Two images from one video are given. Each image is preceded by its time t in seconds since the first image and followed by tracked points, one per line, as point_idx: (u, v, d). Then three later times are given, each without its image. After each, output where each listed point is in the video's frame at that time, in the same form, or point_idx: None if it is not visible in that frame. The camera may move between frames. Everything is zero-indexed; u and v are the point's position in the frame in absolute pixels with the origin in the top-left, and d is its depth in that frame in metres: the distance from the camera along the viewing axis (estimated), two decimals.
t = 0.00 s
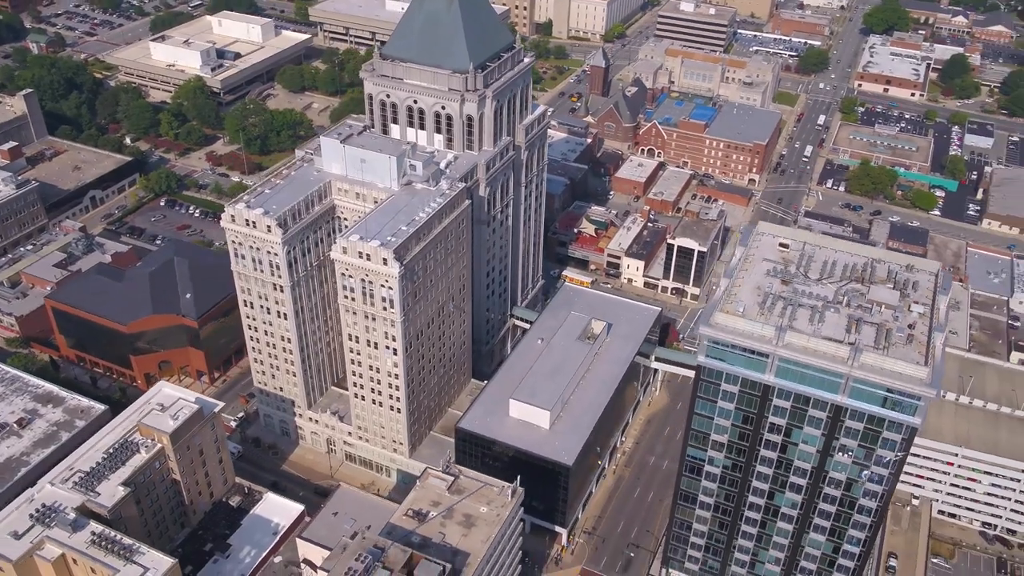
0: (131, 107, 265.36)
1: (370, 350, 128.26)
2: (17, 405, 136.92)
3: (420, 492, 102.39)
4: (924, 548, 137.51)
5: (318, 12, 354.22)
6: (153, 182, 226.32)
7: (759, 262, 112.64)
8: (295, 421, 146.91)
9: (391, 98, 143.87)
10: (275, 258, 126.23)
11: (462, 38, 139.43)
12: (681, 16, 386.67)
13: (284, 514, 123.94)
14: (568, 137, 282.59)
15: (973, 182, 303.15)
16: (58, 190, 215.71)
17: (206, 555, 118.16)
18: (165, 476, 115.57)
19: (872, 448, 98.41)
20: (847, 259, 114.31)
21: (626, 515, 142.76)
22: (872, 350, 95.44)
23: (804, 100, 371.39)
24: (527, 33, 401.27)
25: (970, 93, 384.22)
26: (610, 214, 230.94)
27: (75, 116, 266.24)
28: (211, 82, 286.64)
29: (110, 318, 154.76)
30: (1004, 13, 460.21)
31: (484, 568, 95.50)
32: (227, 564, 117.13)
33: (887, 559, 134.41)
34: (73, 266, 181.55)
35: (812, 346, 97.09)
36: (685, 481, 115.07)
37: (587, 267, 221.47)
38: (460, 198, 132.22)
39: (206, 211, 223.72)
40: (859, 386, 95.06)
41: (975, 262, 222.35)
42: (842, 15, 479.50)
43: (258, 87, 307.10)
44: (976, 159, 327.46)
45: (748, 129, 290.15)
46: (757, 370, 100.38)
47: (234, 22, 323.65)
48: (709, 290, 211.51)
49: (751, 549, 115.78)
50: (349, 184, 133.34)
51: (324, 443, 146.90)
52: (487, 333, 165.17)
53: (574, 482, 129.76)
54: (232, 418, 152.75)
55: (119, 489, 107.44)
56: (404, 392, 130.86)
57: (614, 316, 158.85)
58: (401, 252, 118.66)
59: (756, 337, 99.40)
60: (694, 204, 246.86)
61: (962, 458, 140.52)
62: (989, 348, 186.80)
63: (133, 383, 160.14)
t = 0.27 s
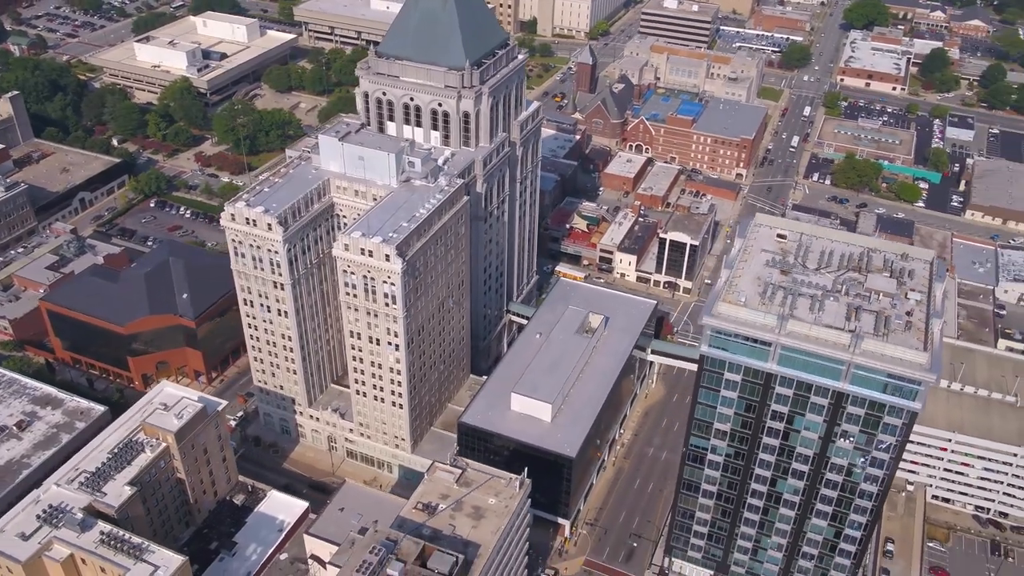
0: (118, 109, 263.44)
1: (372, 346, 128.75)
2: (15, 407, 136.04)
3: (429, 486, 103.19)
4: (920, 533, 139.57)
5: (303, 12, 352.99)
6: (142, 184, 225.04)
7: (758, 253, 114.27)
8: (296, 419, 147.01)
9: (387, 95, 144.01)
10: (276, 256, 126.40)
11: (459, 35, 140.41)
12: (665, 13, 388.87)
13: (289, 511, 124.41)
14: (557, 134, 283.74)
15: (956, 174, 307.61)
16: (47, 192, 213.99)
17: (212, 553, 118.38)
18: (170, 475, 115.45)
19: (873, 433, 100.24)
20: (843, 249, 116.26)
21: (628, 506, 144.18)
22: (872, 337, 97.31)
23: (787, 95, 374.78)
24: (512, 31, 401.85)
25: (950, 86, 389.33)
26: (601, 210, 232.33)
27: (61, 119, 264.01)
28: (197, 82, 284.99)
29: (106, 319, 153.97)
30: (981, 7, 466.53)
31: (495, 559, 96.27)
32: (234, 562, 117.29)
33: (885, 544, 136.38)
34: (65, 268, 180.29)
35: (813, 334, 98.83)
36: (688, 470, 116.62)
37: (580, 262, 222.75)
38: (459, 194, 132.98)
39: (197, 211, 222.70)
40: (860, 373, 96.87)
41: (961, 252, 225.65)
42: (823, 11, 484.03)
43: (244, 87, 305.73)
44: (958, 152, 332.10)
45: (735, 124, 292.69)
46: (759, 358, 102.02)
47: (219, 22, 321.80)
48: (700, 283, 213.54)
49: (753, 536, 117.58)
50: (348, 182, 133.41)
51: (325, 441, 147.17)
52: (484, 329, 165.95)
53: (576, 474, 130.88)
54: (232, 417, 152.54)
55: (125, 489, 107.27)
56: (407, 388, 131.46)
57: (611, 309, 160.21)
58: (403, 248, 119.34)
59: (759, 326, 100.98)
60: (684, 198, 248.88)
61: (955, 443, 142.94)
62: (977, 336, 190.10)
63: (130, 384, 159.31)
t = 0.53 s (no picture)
0: (105, 110, 261.70)
1: (373, 343, 129.21)
2: (14, 410, 135.33)
3: (436, 479, 103.94)
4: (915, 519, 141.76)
5: (289, 12, 351.60)
6: (133, 185, 223.83)
7: (756, 245, 115.72)
8: (296, 418, 147.17)
9: (384, 93, 144.24)
10: (276, 255, 126.58)
11: (455, 35, 141.31)
12: (650, 10, 390.81)
13: (292, 508, 124.60)
14: (547, 131, 284.84)
15: (940, 167, 311.57)
16: (37, 195, 212.46)
17: (218, 552, 118.56)
18: (175, 474, 115.42)
19: (874, 420, 101.92)
20: (839, 240, 118.00)
21: (628, 498, 145.44)
22: (872, 326, 99.00)
23: (773, 91, 377.80)
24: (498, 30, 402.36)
25: (932, 81, 393.91)
26: (593, 206, 233.63)
27: (48, 121, 261.93)
28: (185, 83, 283.39)
29: (103, 320, 153.35)
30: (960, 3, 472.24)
31: (504, 551, 97.05)
32: (239, 560, 117.47)
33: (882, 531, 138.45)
34: (58, 270, 179.23)
35: (814, 323, 100.41)
36: (690, 460, 117.99)
37: (573, 258, 223.91)
38: (457, 190, 133.65)
39: (189, 212, 221.77)
40: (861, 361, 98.52)
41: (947, 243, 228.46)
42: (805, 8, 488.15)
43: (232, 87, 304.39)
44: (941, 145, 336.25)
45: (722, 119, 294.97)
46: (761, 348, 103.50)
47: (205, 23, 320.00)
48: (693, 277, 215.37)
49: (755, 524, 119.18)
50: (346, 179, 133.54)
51: (326, 439, 147.44)
52: (482, 325, 166.72)
53: (578, 467, 131.92)
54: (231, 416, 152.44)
55: (131, 488, 107.25)
56: (408, 384, 132.02)
57: (607, 304, 161.43)
58: (405, 245, 119.92)
59: (761, 316, 102.41)
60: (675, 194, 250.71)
61: (949, 430, 145.05)
62: (966, 325, 193.08)
63: (127, 385, 158.73)
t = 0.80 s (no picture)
0: (91, 112, 259.71)
1: (374, 339, 129.66)
2: (12, 412, 134.51)
3: (444, 472, 104.72)
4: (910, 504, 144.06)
5: (273, 12, 349.76)
6: (122, 186, 222.39)
7: (754, 236, 117.36)
8: (296, 415, 147.33)
9: (380, 91, 144.64)
10: (277, 252, 126.75)
11: (450, 31, 141.35)
12: (634, 7, 392.69)
13: (296, 505, 125.14)
14: (535, 128, 285.80)
15: (923, 159, 315.76)
16: (25, 197, 210.67)
17: (223, 550, 118.77)
18: (180, 473, 115.42)
19: (873, 405, 103.81)
20: (835, 230, 119.87)
21: (628, 489, 146.82)
22: (871, 313, 100.89)
23: (757, 86, 380.91)
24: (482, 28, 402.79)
25: (913, 75, 398.78)
26: (584, 201, 235.02)
27: (33, 123, 259.55)
28: (171, 84, 281.48)
29: (99, 321, 152.58)
30: None
31: (514, 541, 98.01)
32: (245, 557, 117.86)
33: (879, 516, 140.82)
34: (50, 272, 177.96)
35: (814, 312, 102.20)
36: (692, 449, 119.56)
37: (565, 253, 225.08)
38: (456, 186, 134.38)
39: (179, 213, 220.64)
40: (861, 347, 100.36)
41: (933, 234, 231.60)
42: (786, 4, 492.40)
43: (218, 87, 302.83)
44: (923, 138, 340.74)
45: (709, 115, 297.29)
46: (762, 337, 105.10)
47: (189, 23, 317.76)
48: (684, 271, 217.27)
49: (756, 511, 120.93)
50: (345, 177, 133.96)
51: (326, 436, 147.69)
52: (478, 320, 167.51)
53: (580, 458, 133.12)
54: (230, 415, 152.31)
55: (137, 487, 107.22)
56: (410, 379, 132.61)
57: (603, 297, 162.75)
58: (406, 240, 120.52)
59: (761, 305, 104.01)
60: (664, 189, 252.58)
61: (942, 416, 147.39)
62: (954, 313, 196.18)
63: (123, 386, 158.07)
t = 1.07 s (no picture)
0: (77, 114, 257.56)
1: (376, 335, 130.16)
2: (11, 415, 133.66)
3: (451, 465, 105.52)
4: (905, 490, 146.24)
5: (258, 12, 347.45)
6: (111, 188, 220.84)
7: (752, 227, 119.06)
8: (296, 413, 147.45)
9: (375, 88, 145.16)
10: (276, 250, 126.89)
11: (446, 27, 142.03)
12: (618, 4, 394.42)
13: (300, 502, 125.43)
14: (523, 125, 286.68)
15: (906, 152, 319.85)
16: (14, 200, 208.91)
17: (229, 548, 118.84)
18: (184, 472, 115.42)
19: (872, 391, 105.66)
20: (831, 220, 121.82)
21: (628, 480, 148.11)
22: (869, 300, 102.80)
23: (740, 82, 383.84)
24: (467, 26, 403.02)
25: (894, 69, 403.58)
26: (575, 198, 236.43)
27: (18, 125, 257.12)
28: (157, 85, 279.53)
29: (95, 322, 151.73)
30: None
31: (523, 531, 98.94)
32: (252, 555, 118.12)
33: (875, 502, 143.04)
34: (42, 275, 176.67)
35: (814, 300, 103.99)
36: (694, 439, 121.15)
37: (557, 249, 226.22)
38: (454, 182, 135.09)
39: (170, 214, 219.38)
40: (861, 334, 102.21)
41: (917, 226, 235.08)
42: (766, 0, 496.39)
43: (203, 88, 301.01)
44: (906, 131, 345.09)
45: (695, 110, 299.60)
46: (763, 326, 106.73)
47: (173, 24, 315.08)
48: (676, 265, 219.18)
49: (757, 499, 122.75)
50: (343, 174, 134.33)
51: (327, 433, 147.95)
52: (475, 316, 168.30)
53: (582, 450, 134.25)
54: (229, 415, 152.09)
55: (144, 486, 107.22)
56: (412, 375, 133.20)
57: (599, 291, 164.04)
58: (407, 236, 121.13)
59: (762, 295, 105.63)
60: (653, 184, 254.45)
61: (935, 403, 149.79)
62: (942, 302, 199.33)
63: (120, 387, 157.29)
